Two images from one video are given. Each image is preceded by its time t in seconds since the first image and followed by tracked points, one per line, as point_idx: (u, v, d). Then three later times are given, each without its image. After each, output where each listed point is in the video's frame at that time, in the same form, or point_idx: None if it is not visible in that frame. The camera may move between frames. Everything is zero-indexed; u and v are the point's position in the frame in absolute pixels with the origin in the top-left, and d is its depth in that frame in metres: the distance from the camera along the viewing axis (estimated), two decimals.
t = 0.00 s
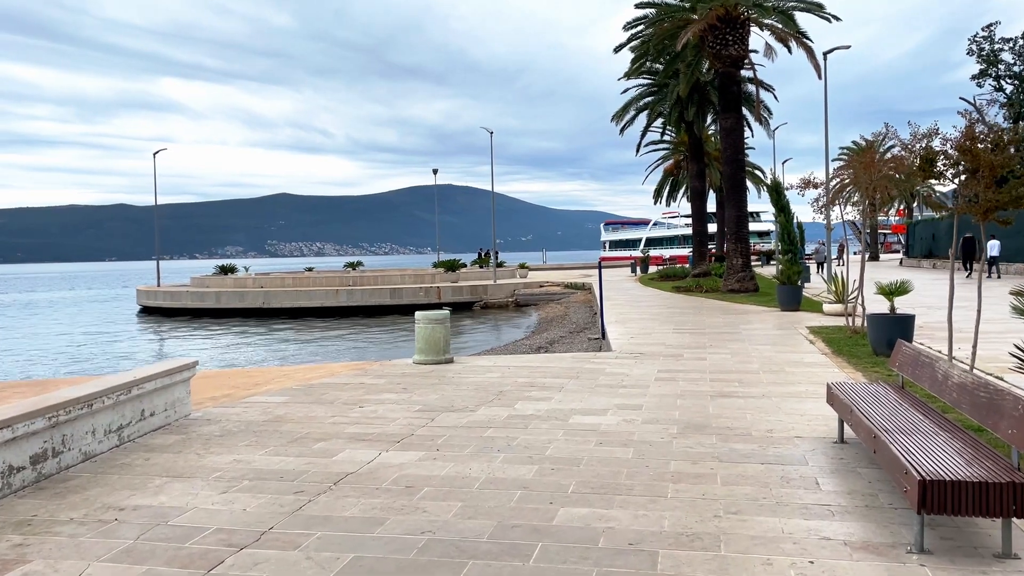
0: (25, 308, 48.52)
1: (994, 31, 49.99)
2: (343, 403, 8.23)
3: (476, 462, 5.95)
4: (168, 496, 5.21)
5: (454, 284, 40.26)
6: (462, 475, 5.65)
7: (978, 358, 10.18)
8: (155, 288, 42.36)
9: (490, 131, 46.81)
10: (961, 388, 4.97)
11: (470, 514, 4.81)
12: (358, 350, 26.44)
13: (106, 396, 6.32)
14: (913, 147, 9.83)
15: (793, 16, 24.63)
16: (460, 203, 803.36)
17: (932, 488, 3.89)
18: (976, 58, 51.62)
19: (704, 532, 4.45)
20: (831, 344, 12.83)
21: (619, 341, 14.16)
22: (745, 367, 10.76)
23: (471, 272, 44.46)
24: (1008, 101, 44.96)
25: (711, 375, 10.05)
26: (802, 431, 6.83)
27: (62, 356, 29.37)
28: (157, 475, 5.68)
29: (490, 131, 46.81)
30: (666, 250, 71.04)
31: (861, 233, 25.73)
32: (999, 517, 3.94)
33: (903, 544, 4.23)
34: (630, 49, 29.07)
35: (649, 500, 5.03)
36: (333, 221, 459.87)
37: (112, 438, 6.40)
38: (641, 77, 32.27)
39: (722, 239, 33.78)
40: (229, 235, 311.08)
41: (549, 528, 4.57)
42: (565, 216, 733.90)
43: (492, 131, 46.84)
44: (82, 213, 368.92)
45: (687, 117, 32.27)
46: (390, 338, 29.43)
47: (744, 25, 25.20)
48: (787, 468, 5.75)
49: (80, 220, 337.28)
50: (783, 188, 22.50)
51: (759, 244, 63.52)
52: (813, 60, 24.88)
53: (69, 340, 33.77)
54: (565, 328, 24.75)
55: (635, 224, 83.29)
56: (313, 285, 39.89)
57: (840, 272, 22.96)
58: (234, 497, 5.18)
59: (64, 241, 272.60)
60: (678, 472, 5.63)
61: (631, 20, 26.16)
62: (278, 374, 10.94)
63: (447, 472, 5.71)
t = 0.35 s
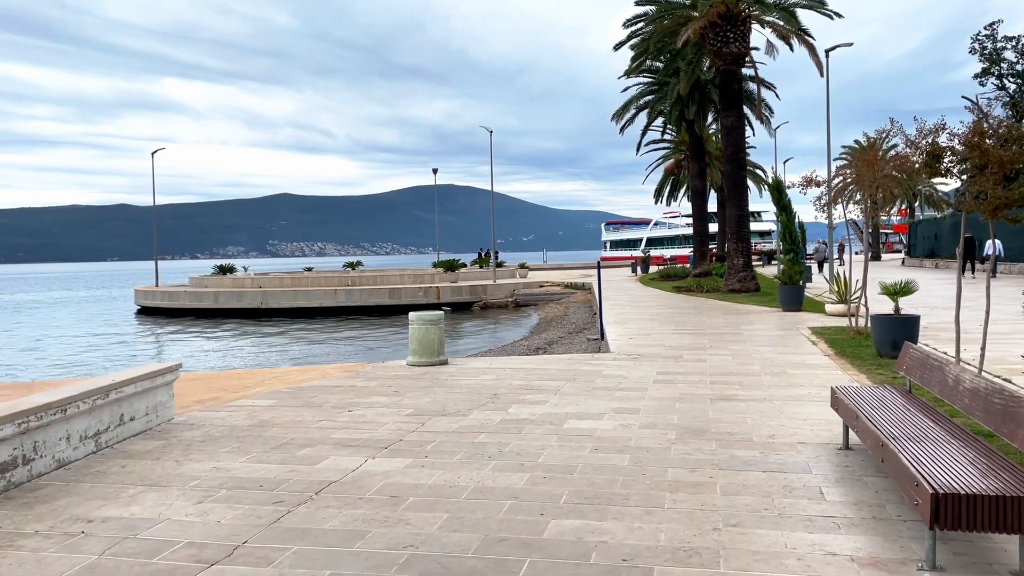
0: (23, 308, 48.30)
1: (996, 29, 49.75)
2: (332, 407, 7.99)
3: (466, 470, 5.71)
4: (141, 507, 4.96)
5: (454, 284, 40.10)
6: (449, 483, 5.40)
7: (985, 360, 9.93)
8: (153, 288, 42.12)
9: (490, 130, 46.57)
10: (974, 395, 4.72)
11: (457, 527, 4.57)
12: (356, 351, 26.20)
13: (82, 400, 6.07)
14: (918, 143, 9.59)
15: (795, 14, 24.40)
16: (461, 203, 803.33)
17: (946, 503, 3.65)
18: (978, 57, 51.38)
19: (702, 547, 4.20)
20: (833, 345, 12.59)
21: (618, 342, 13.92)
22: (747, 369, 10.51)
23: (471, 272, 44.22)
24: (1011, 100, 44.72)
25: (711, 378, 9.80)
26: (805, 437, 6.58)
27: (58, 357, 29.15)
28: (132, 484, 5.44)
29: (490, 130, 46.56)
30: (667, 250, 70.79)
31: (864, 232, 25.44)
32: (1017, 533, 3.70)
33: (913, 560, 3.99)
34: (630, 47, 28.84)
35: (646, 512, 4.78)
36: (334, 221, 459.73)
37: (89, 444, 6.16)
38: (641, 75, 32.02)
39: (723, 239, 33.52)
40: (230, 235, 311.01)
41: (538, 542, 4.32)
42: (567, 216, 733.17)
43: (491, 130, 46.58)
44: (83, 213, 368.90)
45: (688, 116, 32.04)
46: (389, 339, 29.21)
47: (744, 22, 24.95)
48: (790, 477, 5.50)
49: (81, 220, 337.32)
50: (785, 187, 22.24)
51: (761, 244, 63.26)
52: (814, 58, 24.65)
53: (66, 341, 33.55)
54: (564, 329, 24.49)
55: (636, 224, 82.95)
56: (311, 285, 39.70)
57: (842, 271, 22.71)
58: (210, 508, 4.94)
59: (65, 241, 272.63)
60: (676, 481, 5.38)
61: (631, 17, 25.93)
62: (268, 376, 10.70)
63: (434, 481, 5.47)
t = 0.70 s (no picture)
0: (20, 309, 48.10)
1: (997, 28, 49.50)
2: (315, 414, 7.75)
3: (448, 482, 5.45)
4: (104, 524, 4.72)
5: (452, 285, 39.86)
6: (430, 498, 5.14)
7: (989, 365, 9.68)
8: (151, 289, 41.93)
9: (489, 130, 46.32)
10: (981, 407, 4.47)
11: (434, 547, 4.31)
12: (352, 353, 25.98)
13: (51, 409, 5.84)
14: (920, 141, 9.35)
15: (795, 11, 24.16)
16: (461, 203, 803.27)
17: (952, 525, 3.42)
18: (980, 56, 51.11)
19: (691, 569, 3.95)
20: (833, 348, 12.37)
21: (614, 345, 13.70)
22: (744, 373, 10.25)
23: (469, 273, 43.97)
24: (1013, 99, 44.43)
25: (708, 382, 9.56)
26: (803, 447, 6.33)
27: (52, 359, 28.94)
28: (96, 498, 5.20)
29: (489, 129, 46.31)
30: (667, 250, 70.56)
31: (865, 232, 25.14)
32: None
33: None
34: (629, 45, 28.60)
35: (634, 529, 4.52)
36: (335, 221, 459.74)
37: (57, 455, 5.92)
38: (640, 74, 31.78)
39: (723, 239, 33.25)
40: (231, 236, 310.95)
41: (519, 564, 4.07)
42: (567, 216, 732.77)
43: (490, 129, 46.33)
44: (84, 213, 369.10)
45: (687, 116, 31.79)
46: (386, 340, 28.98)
47: (744, 20, 24.70)
48: (786, 490, 5.25)
49: (82, 220, 337.47)
50: (785, 186, 21.97)
51: (761, 244, 63.04)
52: (815, 56, 24.42)
53: (61, 343, 33.32)
54: (562, 330, 24.23)
55: (636, 224, 82.69)
56: (309, 286, 39.48)
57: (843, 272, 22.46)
58: (174, 526, 4.69)
59: (65, 242, 272.58)
60: (667, 495, 5.13)
61: (629, 15, 25.69)
62: (255, 380, 10.48)
63: (413, 495, 5.22)
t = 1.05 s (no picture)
0: (19, 309, 47.89)
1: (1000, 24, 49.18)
2: (303, 418, 7.50)
3: (436, 492, 5.20)
4: (70, 538, 4.46)
5: (451, 284, 39.62)
6: (416, 509, 4.89)
7: (998, 366, 9.42)
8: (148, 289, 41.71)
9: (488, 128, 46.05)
10: (997, 414, 4.21)
11: (417, 563, 4.06)
12: (350, 353, 25.72)
13: (23, 415, 5.59)
14: (928, 136, 9.09)
15: (796, 6, 23.91)
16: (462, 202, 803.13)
17: (971, 544, 3.17)
18: (982, 52, 50.79)
19: None
20: (837, 348, 12.11)
21: (613, 345, 13.47)
22: (746, 375, 9.99)
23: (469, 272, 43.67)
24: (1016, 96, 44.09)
25: (709, 384, 9.31)
26: (808, 455, 6.06)
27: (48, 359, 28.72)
28: (66, 510, 4.95)
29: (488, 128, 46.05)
30: (668, 249, 70.32)
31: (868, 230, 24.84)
32: None
33: None
34: (628, 41, 28.34)
35: (631, 545, 4.26)
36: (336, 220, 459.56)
37: (29, 463, 5.67)
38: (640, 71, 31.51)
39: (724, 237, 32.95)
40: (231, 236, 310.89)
41: None
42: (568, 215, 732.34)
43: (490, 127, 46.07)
44: (85, 213, 368.90)
45: (688, 113, 31.50)
46: (384, 340, 28.72)
47: (745, 15, 24.43)
48: (790, 500, 4.99)
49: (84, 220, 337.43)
50: (787, 184, 21.69)
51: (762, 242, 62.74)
52: (817, 52, 24.16)
53: (58, 343, 33.09)
54: (562, 329, 23.96)
55: (637, 223, 82.39)
56: (307, 286, 39.28)
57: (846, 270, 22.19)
58: (145, 540, 4.44)
59: (66, 242, 272.57)
60: (666, 507, 4.87)
61: (629, 11, 25.44)
62: (245, 383, 10.23)
63: (398, 506, 4.96)
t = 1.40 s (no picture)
0: (19, 309, 47.73)
1: (1005, 21, 48.75)
2: (293, 424, 7.21)
3: (428, 505, 4.91)
4: (35, 558, 4.18)
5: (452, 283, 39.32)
6: (406, 525, 4.59)
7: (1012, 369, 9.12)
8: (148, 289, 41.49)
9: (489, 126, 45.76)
10: None
11: None
12: (350, 353, 25.48)
13: None
14: (942, 129, 8.78)
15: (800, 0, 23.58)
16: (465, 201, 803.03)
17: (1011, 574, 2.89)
18: (987, 49, 50.35)
19: None
20: (846, 349, 11.82)
21: (615, 346, 13.19)
22: (752, 377, 9.70)
23: (470, 271, 43.37)
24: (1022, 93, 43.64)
25: (715, 387, 9.04)
26: (821, 464, 5.76)
27: (46, 359, 28.52)
28: (35, 525, 4.66)
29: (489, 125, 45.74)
30: (670, 247, 70.03)
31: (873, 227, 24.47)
32: None
33: None
34: (631, 38, 28.04)
35: (635, 565, 3.96)
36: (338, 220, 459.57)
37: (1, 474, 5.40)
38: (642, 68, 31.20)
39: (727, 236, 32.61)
40: (234, 235, 310.98)
41: None
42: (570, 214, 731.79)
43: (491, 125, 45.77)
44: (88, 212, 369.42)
45: (691, 110, 31.16)
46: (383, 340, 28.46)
47: (749, 11, 24.09)
48: (804, 514, 4.70)
49: (86, 220, 337.73)
50: (791, 181, 21.38)
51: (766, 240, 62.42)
52: (822, 47, 23.86)
53: (56, 343, 32.86)
54: (563, 329, 23.68)
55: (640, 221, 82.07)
56: (307, 285, 39.08)
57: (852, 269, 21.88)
58: (116, 559, 4.15)
59: (69, 241, 272.85)
60: (673, 521, 4.58)
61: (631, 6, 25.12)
62: (239, 386, 9.97)
63: (387, 521, 4.67)
